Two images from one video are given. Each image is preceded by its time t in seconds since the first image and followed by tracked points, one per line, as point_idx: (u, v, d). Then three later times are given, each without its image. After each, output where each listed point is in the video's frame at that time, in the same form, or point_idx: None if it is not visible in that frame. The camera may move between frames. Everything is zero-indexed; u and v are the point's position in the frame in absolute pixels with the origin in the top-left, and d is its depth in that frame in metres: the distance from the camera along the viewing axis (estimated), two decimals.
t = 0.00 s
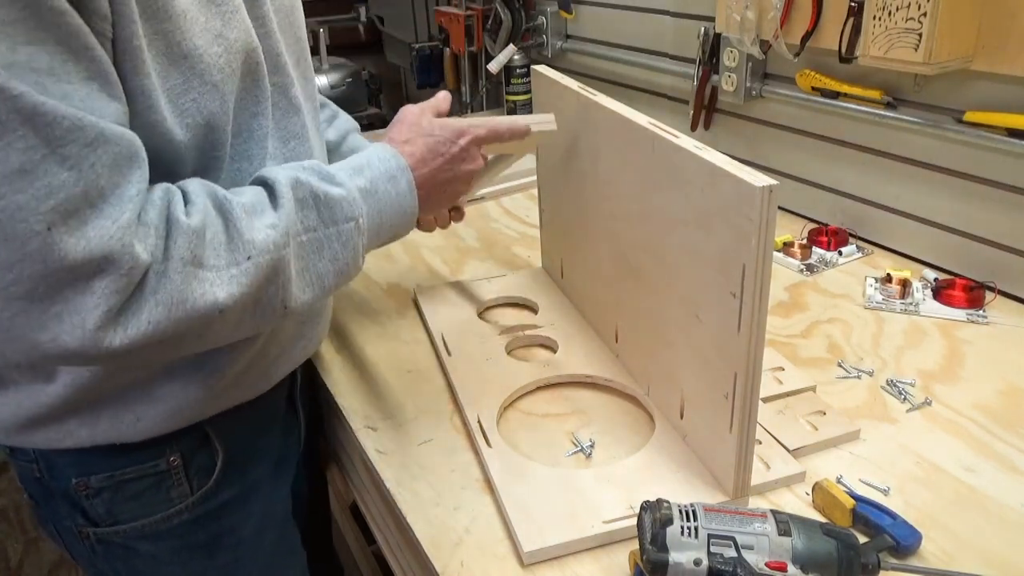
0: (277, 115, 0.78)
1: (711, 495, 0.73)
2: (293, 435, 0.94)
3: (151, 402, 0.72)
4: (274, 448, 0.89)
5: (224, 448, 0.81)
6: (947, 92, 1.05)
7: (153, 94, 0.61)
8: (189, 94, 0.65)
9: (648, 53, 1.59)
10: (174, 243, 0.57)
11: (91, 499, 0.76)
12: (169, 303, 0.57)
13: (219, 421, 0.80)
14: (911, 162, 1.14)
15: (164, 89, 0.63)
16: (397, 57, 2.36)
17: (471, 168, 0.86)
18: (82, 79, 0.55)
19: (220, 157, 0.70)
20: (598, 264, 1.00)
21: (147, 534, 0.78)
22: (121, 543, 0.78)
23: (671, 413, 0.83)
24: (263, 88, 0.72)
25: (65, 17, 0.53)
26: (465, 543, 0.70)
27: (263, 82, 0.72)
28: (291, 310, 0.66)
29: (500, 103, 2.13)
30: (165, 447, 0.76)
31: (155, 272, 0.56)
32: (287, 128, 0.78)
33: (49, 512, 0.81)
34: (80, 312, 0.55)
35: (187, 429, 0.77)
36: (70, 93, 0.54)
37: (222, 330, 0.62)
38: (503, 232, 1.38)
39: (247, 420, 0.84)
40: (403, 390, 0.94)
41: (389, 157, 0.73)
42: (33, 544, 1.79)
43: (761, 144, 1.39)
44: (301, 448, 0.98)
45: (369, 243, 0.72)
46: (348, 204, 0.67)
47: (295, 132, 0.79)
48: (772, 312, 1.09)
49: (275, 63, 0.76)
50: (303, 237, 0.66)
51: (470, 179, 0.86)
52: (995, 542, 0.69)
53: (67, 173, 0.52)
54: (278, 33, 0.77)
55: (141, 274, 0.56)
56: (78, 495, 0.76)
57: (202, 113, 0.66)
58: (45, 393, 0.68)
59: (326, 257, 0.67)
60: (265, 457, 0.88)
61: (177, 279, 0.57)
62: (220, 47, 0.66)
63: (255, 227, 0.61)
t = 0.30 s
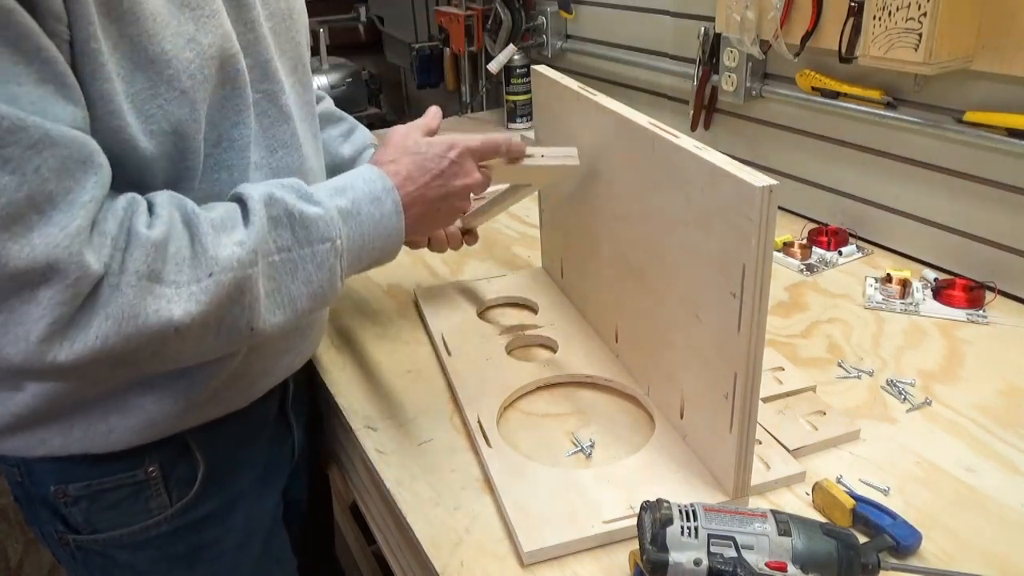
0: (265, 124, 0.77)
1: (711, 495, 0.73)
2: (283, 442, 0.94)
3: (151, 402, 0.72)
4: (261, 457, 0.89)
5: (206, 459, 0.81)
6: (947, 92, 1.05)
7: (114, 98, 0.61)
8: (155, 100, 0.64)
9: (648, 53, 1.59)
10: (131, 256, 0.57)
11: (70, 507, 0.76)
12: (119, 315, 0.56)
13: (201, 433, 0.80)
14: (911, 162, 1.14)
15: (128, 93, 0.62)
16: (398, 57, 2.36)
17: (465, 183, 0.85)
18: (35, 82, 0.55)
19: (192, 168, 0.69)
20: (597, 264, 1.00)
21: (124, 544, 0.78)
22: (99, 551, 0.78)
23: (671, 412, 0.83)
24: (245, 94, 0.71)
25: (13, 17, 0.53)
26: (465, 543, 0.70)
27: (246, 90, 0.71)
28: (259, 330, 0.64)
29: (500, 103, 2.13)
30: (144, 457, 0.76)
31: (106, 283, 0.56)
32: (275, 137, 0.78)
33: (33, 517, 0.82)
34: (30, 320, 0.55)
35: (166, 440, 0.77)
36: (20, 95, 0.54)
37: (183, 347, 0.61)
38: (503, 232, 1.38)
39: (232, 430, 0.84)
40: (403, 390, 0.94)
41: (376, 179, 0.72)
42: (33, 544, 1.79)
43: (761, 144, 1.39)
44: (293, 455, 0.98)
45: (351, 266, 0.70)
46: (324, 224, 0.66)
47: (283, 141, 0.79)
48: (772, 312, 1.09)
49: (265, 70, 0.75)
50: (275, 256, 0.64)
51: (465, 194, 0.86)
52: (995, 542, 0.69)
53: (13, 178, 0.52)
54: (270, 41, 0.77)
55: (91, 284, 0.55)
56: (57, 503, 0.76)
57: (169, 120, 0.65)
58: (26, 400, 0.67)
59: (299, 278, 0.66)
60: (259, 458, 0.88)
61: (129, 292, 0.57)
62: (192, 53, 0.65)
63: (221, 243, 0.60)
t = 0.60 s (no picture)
0: (260, 128, 0.77)
1: (711, 495, 0.73)
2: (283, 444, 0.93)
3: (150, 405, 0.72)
4: (259, 462, 0.88)
5: (202, 465, 0.81)
6: (947, 92, 1.05)
7: (103, 106, 0.61)
8: (146, 107, 0.64)
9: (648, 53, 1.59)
10: (127, 264, 0.57)
11: (65, 513, 0.76)
12: (115, 323, 0.56)
13: (198, 439, 0.80)
14: (911, 162, 1.14)
15: (118, 100, 0.62)
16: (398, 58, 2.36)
17: (456, 178, 0.85)
18: (24, 89, 0.55)
19: (185, 174, 0.69)
20: (597, 264, 1.00)
21: (119, 549, 0.79)
22: (96, 556, 0.79)
23: (671, 412, 0.83)
24: (240, 99, 0.71)
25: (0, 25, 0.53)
26: (464, 543, 0.70)
27: (239, 94, 0.71)
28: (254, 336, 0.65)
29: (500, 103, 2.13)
30: (139, 464, 0.76)
31: (99, 292, 0.56)
32: (270, 141, 0.78)
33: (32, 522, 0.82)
34: (24, 330, 0.55)
35: (161, 446, 0.77)
36: (9, 103, 0.54)
37: (178, 355, 0.62)
38: (503, 232, 1.38)
39: (229, 434, 0.83)
40: (403, 390, 0.94)
41: (367, 185, 0.73)
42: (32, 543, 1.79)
43: (761, 144, 1.39)
44: (294, 456, 0.97)
45: (342, 271, 0.71)
46: (317, 229, 0.66)
47: (279, 145, 0.79)
48: (772, 312, 1.09)
49: (260, 75, 0.75)
50: (270, 262, 0.65)
51: (456, 190, 0.85)
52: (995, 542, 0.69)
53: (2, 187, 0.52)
54: (265, 45, 0.77)
55: (85, 292, 0.55)
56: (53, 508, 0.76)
57: (159, 127, 0.65)
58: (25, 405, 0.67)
59: (294, 284, 0.66)
60: (257, 460, 0.88)
61: (125, 300, 0.57)
62: (183, 58, 0.65)
63: (216, 251, 0.61)
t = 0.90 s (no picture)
0: (260, 128, 0.77)
1: (711, 495, 0.73)
2: (284, 444, 0.93)
3: (152, 407, 0.72)
4: (262, 463, 0.88)
5: (206, 466, 0.81)
6: (947, 92, 1.05)
7: (107, 109, 0.61)
8: (148, 109, 0.64)
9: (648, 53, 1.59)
10: (128, 274, 0.57)
11: (69, 516, 0.76)
12: (114, 333, 0.57)
13: (202, 440, 0.80)
14: (910, 162, 1.14)
15: (120, 103, 0.62)
16: (398, 58, 2.36)
17: (451, 194, 0.86)
18: (26, 95, 0.55)
19: (187, 176, 0.68)
20: (597, 264, 1.00)
21: (124, 551, 0.79)
22: (100, 560, 0.79)
23: (671, 412, 0.83)
24: (241, 100, 0.71)
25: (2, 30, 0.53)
26: (465, 543, 0.70)
27: (240, 95, 0.71)
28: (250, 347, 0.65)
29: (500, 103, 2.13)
30: (143, 465, 0.76)
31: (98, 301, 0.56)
32: (270, 141, 0.78)
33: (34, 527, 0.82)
34: (21, 339, 0.55)
35: (165, 447, 0.77)
36: (11, 109, 0.54)
37: (175, 365, 0.62)
38: (504, 232, 1.38)
39: (232, 435, 0.83)
40: (402, 390, 0.94)
41: (366, 197, 0.73)
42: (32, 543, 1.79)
43: (761, 144, 1.39)
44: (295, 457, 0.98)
45: (339, 283, 0.71)
46: (318, 242, 0.67)
47: (279, 145, 0.79)
48: (772, 312, 1.09)
49: (259, 75, 0.75)
50: (268, 274, 0.65)
51: (450, 206, 0.87)
52: (995, 542, 0.69)
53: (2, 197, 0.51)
54: (265, 45, 0.77)
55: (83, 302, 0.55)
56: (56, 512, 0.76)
57: (162, 129, 0.65)
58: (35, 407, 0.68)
59: (292, 295, 0.67)
60: (259, 461, 0.88)
61: (126, 310, 0.57)
62: (184, 61, 0.65)
63: (215, 261, 0.61)
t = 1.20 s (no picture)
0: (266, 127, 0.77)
1: (711, 495, 0.73)
2: (285, 443, 0.93)
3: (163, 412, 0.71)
4: (264, 463, 0.88)
5: (210, 465, 0.81)
6: (947, 92, 1.05)
7: (128, 115, 0.60)
8: (167, 113, 0.64)
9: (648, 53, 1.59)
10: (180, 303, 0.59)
11: (73, 516, 0.76)
12: (158, 358, 0.58)
13: (206, 439, 0.80)
14: (911, 162, 1.14)
15: (140, 108, 0.62)
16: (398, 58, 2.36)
17: (445, 294, 0.86)
18: (56, 105, 0.54)
19: (202, 178, 0.69)
20: (597, 265, 1.00)
21: (129, 551, 0.79)
22: (104, 560, 0.79)
23: (671, 412, 0.83)
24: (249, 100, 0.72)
25: (34, 41, 0.52)
26: (465, 543, 0.70)
27: (248, 101, 0.71)
28: (264, 391, 0.68)
29: (500, 104, 2.13)
30: (148, 464, 0.76)
31: (145, 323, 0.57)
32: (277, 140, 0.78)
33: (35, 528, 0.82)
34: (58, 348, 0.54)
35: (170, 446, 0.77)
36: (41, 118, 0.53)
37: (196, 399, 0.63)
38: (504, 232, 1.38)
39: (233, 435, 0.84)
40: (402, 390, 0.94)
41: (383, 272, 0.78)
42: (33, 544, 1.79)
43: (761, 144, 1.39)
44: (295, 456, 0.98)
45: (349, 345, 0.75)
46: (344, 306, 0.71)
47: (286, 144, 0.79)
48: (772, 312, 1.09)
49: (264, 74, 0.75)
50: (296, 327, 0.68)
51: (444, 304, 0.86)
52: (995, 542, 0.69)
53: (46, 204, 0.51)
54: (269, 44, 0.77)
55: (131, 323, 0.56)
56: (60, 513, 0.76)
57: (180, 133, 0.65)
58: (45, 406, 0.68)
59: (310, 349, 0.70)
60: (261, 461, 0.88)
61: (172, 338, 0.58)
62: (200, 65, 0.65)
63: (256, 306, 0.64)
